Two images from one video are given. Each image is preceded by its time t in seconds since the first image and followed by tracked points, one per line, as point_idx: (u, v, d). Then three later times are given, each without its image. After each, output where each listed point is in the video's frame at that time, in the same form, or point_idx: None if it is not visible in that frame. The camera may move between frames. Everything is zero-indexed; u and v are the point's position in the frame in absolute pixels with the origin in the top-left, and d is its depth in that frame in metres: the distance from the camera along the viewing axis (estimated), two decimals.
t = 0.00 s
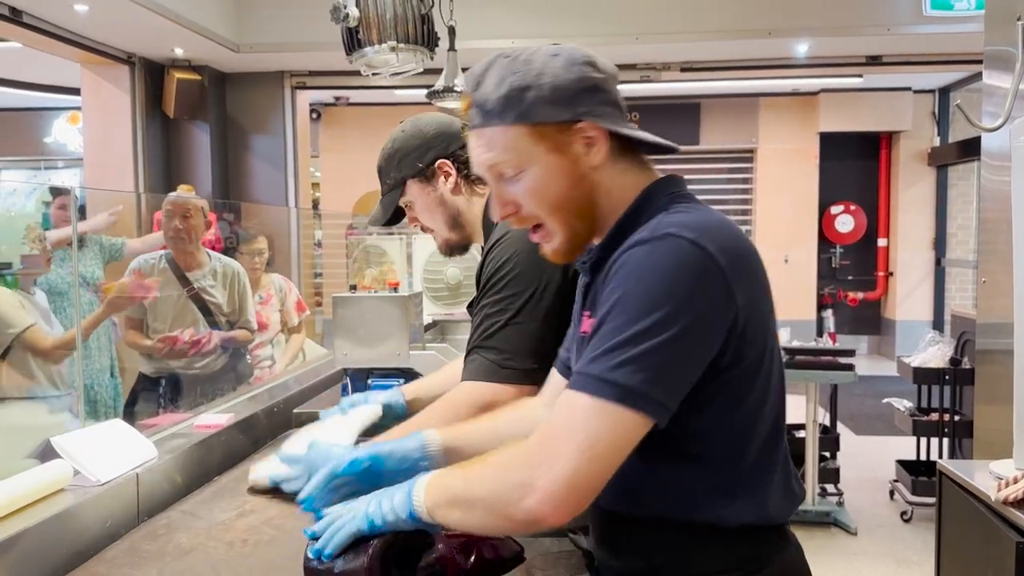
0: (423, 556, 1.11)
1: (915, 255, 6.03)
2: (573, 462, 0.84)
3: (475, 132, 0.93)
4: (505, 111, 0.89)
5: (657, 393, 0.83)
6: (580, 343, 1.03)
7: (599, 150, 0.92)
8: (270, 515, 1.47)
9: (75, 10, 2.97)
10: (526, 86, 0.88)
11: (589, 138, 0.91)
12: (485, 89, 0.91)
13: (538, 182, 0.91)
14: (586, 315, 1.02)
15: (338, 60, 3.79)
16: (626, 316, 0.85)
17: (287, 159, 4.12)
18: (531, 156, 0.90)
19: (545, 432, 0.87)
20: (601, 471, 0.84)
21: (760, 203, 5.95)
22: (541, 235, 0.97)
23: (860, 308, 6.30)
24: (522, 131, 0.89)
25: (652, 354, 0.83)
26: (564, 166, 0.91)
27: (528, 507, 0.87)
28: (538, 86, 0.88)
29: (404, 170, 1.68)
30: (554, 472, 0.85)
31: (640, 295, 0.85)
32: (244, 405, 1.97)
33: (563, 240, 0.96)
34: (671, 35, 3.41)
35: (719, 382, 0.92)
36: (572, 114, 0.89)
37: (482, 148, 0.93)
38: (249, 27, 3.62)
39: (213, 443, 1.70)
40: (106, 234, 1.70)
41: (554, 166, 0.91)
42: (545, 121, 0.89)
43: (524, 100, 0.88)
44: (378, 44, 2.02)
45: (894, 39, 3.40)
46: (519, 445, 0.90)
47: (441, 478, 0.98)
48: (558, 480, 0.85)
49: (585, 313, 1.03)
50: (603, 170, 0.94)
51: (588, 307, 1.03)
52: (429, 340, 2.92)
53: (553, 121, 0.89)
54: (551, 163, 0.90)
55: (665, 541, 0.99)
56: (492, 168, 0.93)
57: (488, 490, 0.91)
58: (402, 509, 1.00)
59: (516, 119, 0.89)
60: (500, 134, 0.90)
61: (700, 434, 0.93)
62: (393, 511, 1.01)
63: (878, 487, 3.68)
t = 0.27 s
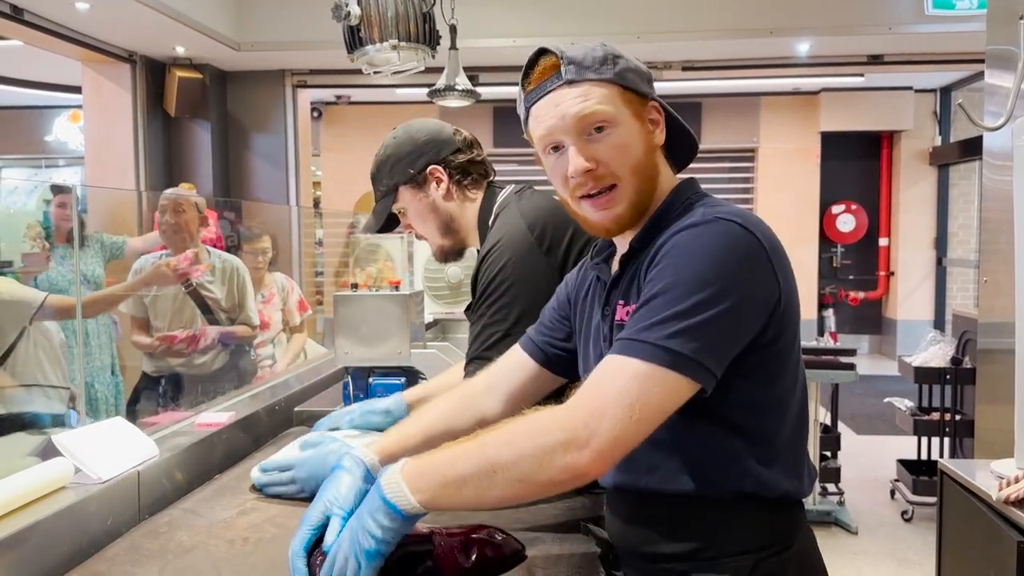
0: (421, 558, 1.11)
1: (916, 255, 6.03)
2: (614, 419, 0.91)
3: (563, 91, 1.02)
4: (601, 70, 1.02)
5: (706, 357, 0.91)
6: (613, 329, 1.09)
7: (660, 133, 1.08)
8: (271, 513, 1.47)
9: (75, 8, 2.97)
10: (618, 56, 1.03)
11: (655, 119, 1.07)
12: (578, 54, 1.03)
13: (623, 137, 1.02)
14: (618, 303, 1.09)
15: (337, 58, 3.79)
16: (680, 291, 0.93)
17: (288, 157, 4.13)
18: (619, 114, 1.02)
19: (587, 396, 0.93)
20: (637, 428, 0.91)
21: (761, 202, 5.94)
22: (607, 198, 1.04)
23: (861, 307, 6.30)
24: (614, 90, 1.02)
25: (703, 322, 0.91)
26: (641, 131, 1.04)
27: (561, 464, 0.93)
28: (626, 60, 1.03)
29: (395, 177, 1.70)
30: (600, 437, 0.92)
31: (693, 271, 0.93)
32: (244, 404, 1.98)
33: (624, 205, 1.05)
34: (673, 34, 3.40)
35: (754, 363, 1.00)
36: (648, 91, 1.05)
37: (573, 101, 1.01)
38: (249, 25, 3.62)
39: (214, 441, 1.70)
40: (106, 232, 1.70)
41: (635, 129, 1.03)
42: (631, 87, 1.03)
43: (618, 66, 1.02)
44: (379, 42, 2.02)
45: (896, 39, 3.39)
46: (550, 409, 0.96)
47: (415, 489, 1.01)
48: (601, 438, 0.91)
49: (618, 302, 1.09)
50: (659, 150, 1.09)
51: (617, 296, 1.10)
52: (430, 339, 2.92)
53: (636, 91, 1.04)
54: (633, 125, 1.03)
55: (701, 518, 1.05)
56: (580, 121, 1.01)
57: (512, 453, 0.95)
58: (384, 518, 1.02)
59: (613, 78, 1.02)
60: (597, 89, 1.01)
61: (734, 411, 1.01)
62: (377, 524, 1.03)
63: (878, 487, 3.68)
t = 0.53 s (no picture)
0: (421, 560, 1.09)
1: (916, 255, 6.04)
2: (597, 414, 0.90)
3: (549, 96, 1.01)
4: (590, 78, 1.01)
5: (687, 353, 0.91)
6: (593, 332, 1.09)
7: (639, 142, 1.09)
8: (272, 513, 1.47)
9: (77, 8, 2.97)
10: (605, 65, 1.03)
11: (636, 128, 1.08)
12: (569, 58, 1.02)
13: (607, 146, 1.02)
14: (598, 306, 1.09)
15: (339, 58, 3.79)
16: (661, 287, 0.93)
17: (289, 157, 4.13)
18: (605, 122, 1.01)
19: (569, 393, 0.92)
20: (620, 423, 0.91)
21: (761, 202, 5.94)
22: (586, 206, 1.04)
23: (861, 307, 6.30)
24: (600, 98, 1.01)
25: (684, 317, 0.92)
26: (623, 140, 1.04)
27: (546, 458, 0.90)
28: (612, 69, 1.04)
29: (424, 162, 1.68)
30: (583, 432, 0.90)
31: (673, 268, 0.94)
32: (245, 404, 1.98)
33: (604, 211, 1.05)
34: (674, 34, 3.40)
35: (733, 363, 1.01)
36: (632, 101, 1.06)
37: (559, 107, 1.01)
38: (251, 26, 3.62)
39: (215, 441, 1.70)
40: (106, 232, 1.71)
41: (618, 138, 1.03)
42: (615, 96, 1.03)
43: (605, 74, 1.02)
44: (380, 42, 2.01)
45: (896, 39, 3.39)
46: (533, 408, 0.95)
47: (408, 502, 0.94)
48: (586, 434, 0.90)
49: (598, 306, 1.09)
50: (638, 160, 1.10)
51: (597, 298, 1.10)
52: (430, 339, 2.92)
53: (621, 100, 1.04)
54: (617, 135, 1.03)
55: (687, 512, 1.04)
56: (567, 127, 1.00)
57: (497, 455, 0.91)
58: (380, 538, 0.95)
59: (599, 86, 1.01)
60: (585, 96, 1.01)
61: (715, 408, 1.01)
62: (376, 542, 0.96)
63: (879, 487, 3.68)
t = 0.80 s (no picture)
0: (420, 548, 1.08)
1: (916, 254, 6.04)
2: (599, 408, 0.89)
3: (544, 94, 1.00)
4: (588, 82, 0.99)
5: (679, 345, 0.91)
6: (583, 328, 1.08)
7: (634, 150, 1.07)
8: (272, 513, 1.47)
9: (77, 7, 2.97)
10: (609, 69, 1.01)
11: (633, 136, 1.05)
12: (575, 56, 1.00)
13: (593, 152, 1.01)
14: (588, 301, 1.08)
15: (339, 58, 3.79)
16: (653, 278, 0.93)
17: (289, 157, 4.13)
18: (594, 129, 1.00)
19: (565, 388, 0.91)
20: (618, 418, 0.90)
21: (761, 202, 5.94)
22: (561, 209, 1.03)
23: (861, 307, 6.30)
24: (594, 104, 1.00)
25: (676, 308, 0.91)
26: (611, 148, 1.02)
27: (551, 453, 0.90)
28: (614, 76, 1.01)
29: (469, 138, 1.68)
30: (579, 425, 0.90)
31: (664, 261, 0.94)
32: (245, 402, 1.98)
33: (581, 217, 1.04)
34: (674, 33, 3.40)
35: (723, 353, 1.01)
36: (632, 110, 1.03)
37: (550, 107, 1.00)
38: (251, 25, 3.62)
39: (215, 440, 1.70)
40: (107, 233, 1.71)
41: (606, 145, 1.02)
42: (612, 102, 1.01)
43: (604, 81, 1.00)
44: (380, 41, 2.02)
45: (896, 38, 3.39)
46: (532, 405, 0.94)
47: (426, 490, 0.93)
48: (584, 428, 0.89)
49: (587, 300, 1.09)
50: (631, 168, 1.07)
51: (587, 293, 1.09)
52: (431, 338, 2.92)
53: (618, 108, 1.02)
54: (605, 142, 1.02)
55: (685, 507, 1.04)
56: (553, 129, 0.99)
57: (504, 452, 0.91)
58: (393, 524, 0.93)
59: (594, 92, 1.00)
60: (576, 100, 0.99)
61: (704, 401, 1.01)
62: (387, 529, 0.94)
63: (879, 486, 3.68)
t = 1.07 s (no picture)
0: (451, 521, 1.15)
1: (916, 254, 6.04)
2: (683, 420, 0.88)
3: (601, 71, 0.97)
4: (649, 68, 0.98)
5: (745, 346, 0.90)
6: (603, 325, 1.06)
7: (676, 144, 1.06)
8: (270, 512, 1.47)
9: (75, 7, 2.97)
10: (664, 59, 0.99)
11: (676, 129, 1.04)
12: (637, 37, 0.98)
13: (643, 139, 0.99)
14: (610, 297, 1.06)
15: (337, 58, 3.79)
16: (712, 281, 0.91)
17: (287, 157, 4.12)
18: (647, 116, 0.98)
19: (641, 396, 0.90)
20: (705, 429, 0.89)
21: (760, 201, 5.94)
22: (600, 192, 1.01)
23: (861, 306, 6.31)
24: (651, 91, 0.98)
25: (732, 310, 0.90)
26: (659, 137, 1.01)
27: (645, 470, 0.90)
28: (669, 65, 1.00)
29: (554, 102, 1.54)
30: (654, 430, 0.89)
31: (719, 262, 0.92)
32: (243, 402, 1.98)
33: (619, 202, 1.02)
34: (674, 32, 3.40)
35: (763, 348, 1.00)
36: (680, 102, 1.02)
37: (605, 87, 0.96)
38: (249, 24, 3.62)
39: (213, 440, 1.70)
40: (105, 234, 1.72)
41: (656, 134, 1.00)
42: (666, 92, 1.00)
43: (661, 69, 0.99)
44: (378, 41, 2.01)
45: (895, 37, 3.39)
46: (608, 415, 0.94)
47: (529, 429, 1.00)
48: (677, 442, 0.88)
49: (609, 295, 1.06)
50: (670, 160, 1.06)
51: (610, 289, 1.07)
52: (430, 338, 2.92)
53: (670, 98, 1.00)
54: (654, 131, 1.00)
55: (697, 508, 1.03)
56: (609, 109, 0.96)
57: (596, 453, 0.92)
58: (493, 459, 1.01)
59: (653, 79, 0.98)
60: (634, 83, 0.97)
61: (749, 398, 1.01)
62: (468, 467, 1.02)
63: (878, 485, 3.68)
